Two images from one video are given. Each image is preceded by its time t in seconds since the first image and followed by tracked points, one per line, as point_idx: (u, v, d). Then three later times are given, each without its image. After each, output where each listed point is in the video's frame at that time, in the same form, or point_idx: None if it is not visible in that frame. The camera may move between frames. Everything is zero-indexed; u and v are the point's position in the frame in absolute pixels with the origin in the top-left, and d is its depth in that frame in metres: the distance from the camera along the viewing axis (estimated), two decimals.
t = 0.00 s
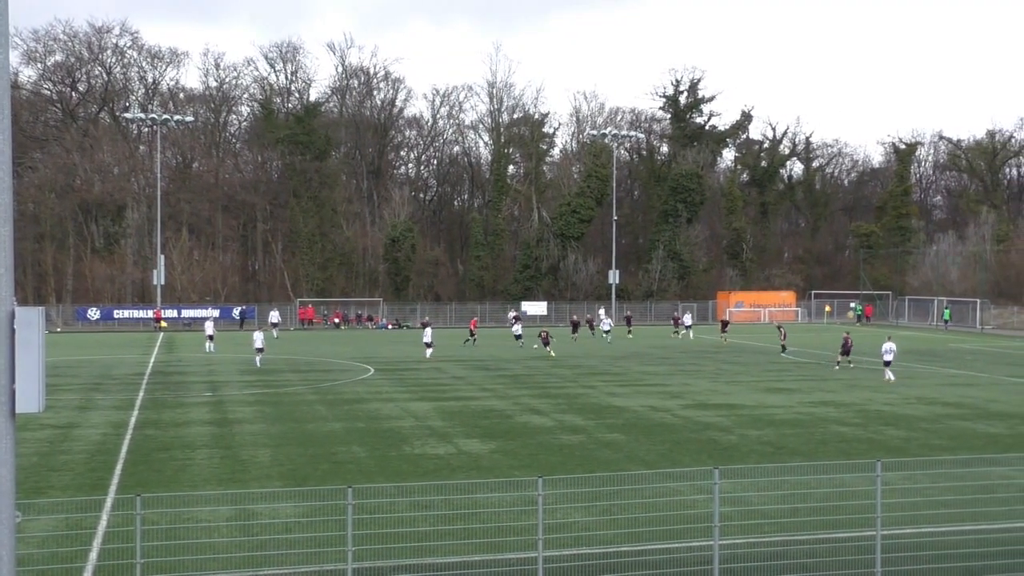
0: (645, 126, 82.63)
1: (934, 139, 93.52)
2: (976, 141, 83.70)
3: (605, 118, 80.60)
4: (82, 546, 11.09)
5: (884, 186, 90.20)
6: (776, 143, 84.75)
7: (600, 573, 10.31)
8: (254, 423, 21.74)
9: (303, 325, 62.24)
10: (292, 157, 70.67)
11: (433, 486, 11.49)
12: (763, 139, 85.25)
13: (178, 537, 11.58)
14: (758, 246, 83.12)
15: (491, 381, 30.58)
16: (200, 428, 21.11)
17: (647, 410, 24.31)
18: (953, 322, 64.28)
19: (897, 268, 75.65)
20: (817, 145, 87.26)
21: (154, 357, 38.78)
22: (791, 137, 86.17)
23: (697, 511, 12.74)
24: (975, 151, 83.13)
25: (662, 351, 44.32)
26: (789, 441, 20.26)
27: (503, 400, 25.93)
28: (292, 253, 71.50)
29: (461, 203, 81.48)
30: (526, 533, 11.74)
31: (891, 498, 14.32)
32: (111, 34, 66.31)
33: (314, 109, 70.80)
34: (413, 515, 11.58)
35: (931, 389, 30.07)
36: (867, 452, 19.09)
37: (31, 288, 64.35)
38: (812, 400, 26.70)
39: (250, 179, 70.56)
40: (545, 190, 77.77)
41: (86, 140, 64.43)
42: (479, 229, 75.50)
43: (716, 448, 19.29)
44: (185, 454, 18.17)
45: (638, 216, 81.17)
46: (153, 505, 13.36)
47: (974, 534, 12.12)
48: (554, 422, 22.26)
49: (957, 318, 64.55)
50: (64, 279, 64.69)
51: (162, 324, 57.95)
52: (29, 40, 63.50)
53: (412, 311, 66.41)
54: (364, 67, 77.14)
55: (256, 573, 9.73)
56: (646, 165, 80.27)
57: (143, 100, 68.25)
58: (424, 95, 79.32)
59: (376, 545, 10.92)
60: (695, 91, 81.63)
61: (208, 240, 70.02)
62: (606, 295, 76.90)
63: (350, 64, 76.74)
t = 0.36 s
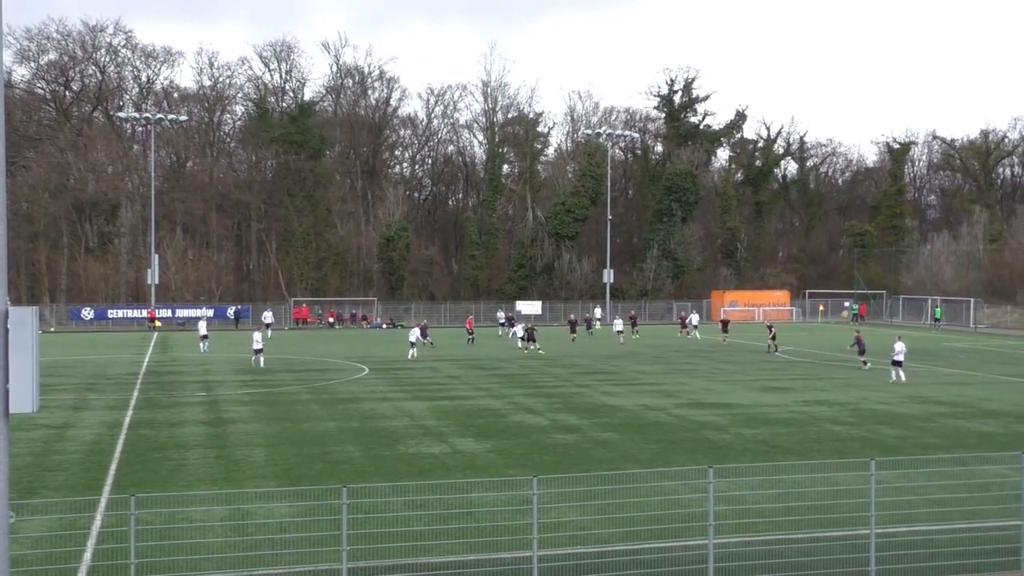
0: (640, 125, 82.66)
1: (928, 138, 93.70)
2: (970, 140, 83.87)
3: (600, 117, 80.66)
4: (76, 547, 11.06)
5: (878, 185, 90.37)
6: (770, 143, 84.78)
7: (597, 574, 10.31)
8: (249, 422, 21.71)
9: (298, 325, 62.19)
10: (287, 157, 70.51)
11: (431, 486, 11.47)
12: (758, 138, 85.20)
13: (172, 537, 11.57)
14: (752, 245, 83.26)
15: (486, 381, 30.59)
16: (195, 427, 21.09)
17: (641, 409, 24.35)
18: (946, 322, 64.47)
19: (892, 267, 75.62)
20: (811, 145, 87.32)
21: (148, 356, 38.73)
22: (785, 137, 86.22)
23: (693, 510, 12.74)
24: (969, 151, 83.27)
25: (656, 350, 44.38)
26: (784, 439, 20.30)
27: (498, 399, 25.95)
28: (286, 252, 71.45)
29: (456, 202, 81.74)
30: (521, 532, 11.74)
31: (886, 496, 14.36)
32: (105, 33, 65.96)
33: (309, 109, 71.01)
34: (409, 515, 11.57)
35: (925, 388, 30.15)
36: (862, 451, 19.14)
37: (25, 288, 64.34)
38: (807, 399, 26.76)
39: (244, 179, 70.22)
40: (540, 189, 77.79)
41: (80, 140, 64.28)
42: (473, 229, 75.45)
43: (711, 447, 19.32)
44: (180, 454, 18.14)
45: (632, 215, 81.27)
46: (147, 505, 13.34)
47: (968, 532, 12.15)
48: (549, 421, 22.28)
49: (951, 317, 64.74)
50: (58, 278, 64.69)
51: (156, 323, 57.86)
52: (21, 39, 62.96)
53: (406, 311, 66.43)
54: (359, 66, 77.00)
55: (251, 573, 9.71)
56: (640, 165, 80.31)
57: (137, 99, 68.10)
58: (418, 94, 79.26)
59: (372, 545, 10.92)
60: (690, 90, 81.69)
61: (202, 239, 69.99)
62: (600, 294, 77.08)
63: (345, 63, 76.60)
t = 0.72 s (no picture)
0: (624, 123, 82.74)
1: (910, 136, 94.32)
2: (951, 139, 84.46)
3: (584, 115, 80.69)
4: (56, 549, 10.98)
5: (861, 183, 90.89)
6: (753, 141, 85.03)
7: (581, 571, 10.33)
8: (233, 421, 21.61)
9: (281, 323, 61.98)
10: (270, 154, 70.25)
11: (415, 484, 11.45)
12: (741, 136, 85.40)
13: (153, 539, 11.52)
14: (736, 242, 83.63)
15: (470, 379, 30.56)
16: (178, 426, 20.97)
17: (625, 407, 24.41)
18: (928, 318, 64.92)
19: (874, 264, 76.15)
20: (794, 143, 87.63)
21: (130, 356, 38.45)
22: (769, 135, 86.51)
23: (676, 506, 12.78)
24: (951, 150, 83.84)
25: (640, 348, 44.45)
26: (768, 436, 20.39)
27: (482, 397, 25.92)
28: (269, 250, 71.11)
29: (440, 199, 81.62)
30: (504, 530, 11.73)
31: (868, 492, 14.46)
32: (85, 28, 65.45)
33: (292, 106, 70.83)
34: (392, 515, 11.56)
35: (906, 384, 30.37)
36: (844, 447, 19.28)
37: (5, 287, 63.79)
38: (790, 396, 26.88)
39: (227, 176, 69.86)
40: (524, 187, 77.95)
41: (60, 136, 63.63)
42: (457, 226, 75.22)
43: (695, 445, 19.39)
44: (163, 453, 18.04)
45: (616, 213, 81.47)
46: (130, 505, 13.27)
47: (949, 527, 12.24)
48: (533, 419, 22.29)
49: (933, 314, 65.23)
50: (38, 277, 64.24)
51: (138, 322, 57.51)
52: None
53: (390, 309, 66.32)
54: (343, 64, 76.65)
55: (235, 573, 9.67)
56: (624, 162, 80.46)
57: (119, 95, 67.69)
58: (402, 92, 79.07)
59: (355, 545, 10.89)
60: (673, 88, 81.93)
61: (184, 237, 69.67)
62: (584, 292, 77.31)
63: (328, 60, 76.24)
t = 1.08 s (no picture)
0: (602, 122, 82.97)
1: (885, 135, 95.24)
2: (926, 138, 85.24)
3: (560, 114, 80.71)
4: (31, 549, 10.89)
5: (837, 182, 91.64)
6: (731, 139, 85.40)
7: (560, 569, 10.34)
8: (209, 420, 21.50)
9: (258, 322, 61.56)
10: (246, 152, 69.69)
11: (392, 483, 11.40)
12: (719, 134, 85.73)
13: (129, 539, 11.46)
14: (713, 241, 84.14)
15: (448, 377, 30.55)
16: (153, 426, 20.84)
17: (603, 405, 24.50)
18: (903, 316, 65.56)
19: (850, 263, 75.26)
20: (771, 141, 88.04)
21: (105, 355, 38.13)
22: (746, 134, 86.97)
23: (653, 503, 12.84)
24: (925, 149, 84.57)
25: (618, 346, 44.63)
26: (745, 434, 20.56)
27: (460, 395, 25.91)
28: (246, 248, 70.60)
29: (418, 198, 81.47)
30: (481, 528, 11.72)
31: (843, 488, 14.61)
32: (59, 24, 64.69)
33: (269, 103, 70.28)
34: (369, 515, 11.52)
35: (881, 381, 30.70)
36: (819, 444, 19.47)
37: None
38: (766, 394, 27.10)
39: (204, 174, 69.53)
40: (501, 185, 77.86)
41: (33, 133, 63.17)
42: (435, 225, 75.02)
43: (673, 442, 19.51)
44: (138, 453, 17.92)
45: (594, 211, 81.72)
46: (104, 505, 13.18)
47: (923, 522, 12.36)
48: (512, 417, 22.32)
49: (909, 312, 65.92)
50: (11, 275, 63.10)
51: (113, 321, 56.94)
52: None
53: (368, 307, 66.22)
54: (320, 61, 76.08)
55: (211, 573, 9.61)
56: (602, 162, 80.60)
57: (93, 92, 66.70)
58: (380, 90, 78.75)
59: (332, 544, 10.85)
60: (651, 87, 82.22)
61: (161, 235, 69.12)
62: (562, 291, 77.39)
63: (305, 57, 75.71)
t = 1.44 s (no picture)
0: (571, 120, 83.29)
1: (850, 134, 96.44)
2: (891, 137, 86.36)
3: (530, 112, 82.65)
4: None
5: (803, 181, 92.63)
6: (698, 138, 86.05)
7: (529, 568, 10.45)
8: (175, 419, 21.32)
9: (224, 320, 60.95)
10: (213, 150, 69.00)
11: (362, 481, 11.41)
12: (687, 133, 86.33)
13: (93, 539, 11.34)
14: (680, 239, 84.71)
15: (417, 375, 30.51)
16: (119, 425, 20.62)
17: (571, 403, 24.63)
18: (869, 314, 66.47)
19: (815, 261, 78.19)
20: (738, 140, 88.81)
21: (68, 353, 37.60)
22: (713, 132, 87.64)
23: (622, 501, 12.94)
24: (890, 148, 85.65)
25: (587, 344, 44.80)
26: (711, 431, 20.78)
27: (429, 394, 25.90)
28: (213, 246, 69.97)
29: (386, 196, 81.23)
30: (451, 527, 11.78)
31: (807, 484, 14.83)
32: (20, 19, 63.49)
33: (236, 101, 69.68)
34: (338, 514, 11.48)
35: (845, 379, 31.14)
36: (784, 441, 19.73)
37: None
38: (733, 391, 27.39)
39: (169, 171, 68.81)
40: (471, 183, 78.46)
41: None
42: (404, 223, 74.77)
43: (641, 439, 19.67)
44: (103, 452, 17.73)
45: (563, 209, 81.88)
46: (68, 505, 13.03)
47: (888, 518, 12.58)
48: (480, 416, 22.36)
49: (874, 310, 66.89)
50: None
51: (78, 319, 56.14)
52: None
53: (337, 305, 65.96)
54: (287, 58, 75.41)
55: (174, 573, 9.57)
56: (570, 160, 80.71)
57: (56, 88, 65.67)
58: (348, 87, 78.35)
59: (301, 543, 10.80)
60: (620, 86, 82.57)
61: (127, 233, 68.45)
62: (531, 288, 77.34)
63: (272, 54, 75.02)
